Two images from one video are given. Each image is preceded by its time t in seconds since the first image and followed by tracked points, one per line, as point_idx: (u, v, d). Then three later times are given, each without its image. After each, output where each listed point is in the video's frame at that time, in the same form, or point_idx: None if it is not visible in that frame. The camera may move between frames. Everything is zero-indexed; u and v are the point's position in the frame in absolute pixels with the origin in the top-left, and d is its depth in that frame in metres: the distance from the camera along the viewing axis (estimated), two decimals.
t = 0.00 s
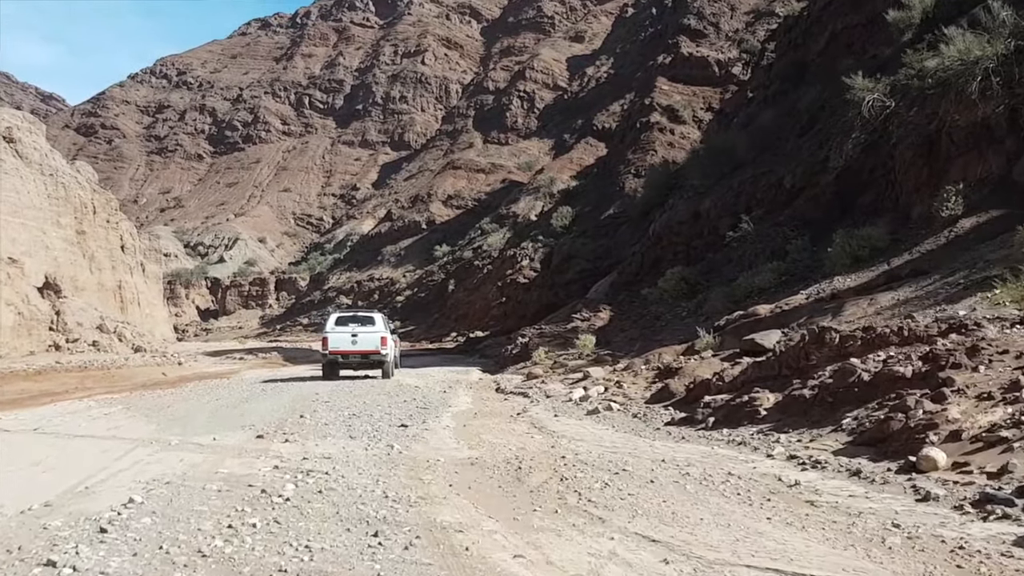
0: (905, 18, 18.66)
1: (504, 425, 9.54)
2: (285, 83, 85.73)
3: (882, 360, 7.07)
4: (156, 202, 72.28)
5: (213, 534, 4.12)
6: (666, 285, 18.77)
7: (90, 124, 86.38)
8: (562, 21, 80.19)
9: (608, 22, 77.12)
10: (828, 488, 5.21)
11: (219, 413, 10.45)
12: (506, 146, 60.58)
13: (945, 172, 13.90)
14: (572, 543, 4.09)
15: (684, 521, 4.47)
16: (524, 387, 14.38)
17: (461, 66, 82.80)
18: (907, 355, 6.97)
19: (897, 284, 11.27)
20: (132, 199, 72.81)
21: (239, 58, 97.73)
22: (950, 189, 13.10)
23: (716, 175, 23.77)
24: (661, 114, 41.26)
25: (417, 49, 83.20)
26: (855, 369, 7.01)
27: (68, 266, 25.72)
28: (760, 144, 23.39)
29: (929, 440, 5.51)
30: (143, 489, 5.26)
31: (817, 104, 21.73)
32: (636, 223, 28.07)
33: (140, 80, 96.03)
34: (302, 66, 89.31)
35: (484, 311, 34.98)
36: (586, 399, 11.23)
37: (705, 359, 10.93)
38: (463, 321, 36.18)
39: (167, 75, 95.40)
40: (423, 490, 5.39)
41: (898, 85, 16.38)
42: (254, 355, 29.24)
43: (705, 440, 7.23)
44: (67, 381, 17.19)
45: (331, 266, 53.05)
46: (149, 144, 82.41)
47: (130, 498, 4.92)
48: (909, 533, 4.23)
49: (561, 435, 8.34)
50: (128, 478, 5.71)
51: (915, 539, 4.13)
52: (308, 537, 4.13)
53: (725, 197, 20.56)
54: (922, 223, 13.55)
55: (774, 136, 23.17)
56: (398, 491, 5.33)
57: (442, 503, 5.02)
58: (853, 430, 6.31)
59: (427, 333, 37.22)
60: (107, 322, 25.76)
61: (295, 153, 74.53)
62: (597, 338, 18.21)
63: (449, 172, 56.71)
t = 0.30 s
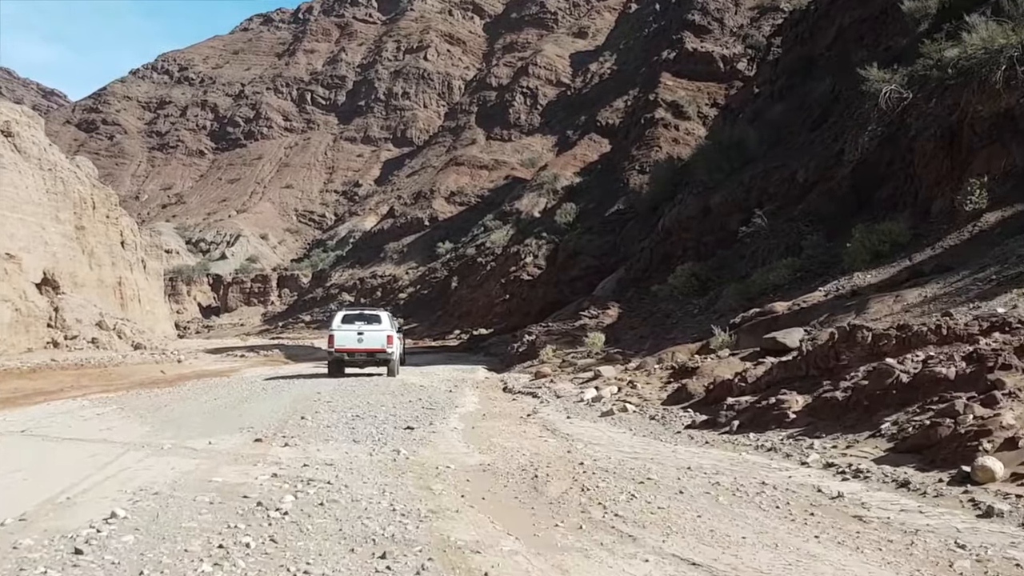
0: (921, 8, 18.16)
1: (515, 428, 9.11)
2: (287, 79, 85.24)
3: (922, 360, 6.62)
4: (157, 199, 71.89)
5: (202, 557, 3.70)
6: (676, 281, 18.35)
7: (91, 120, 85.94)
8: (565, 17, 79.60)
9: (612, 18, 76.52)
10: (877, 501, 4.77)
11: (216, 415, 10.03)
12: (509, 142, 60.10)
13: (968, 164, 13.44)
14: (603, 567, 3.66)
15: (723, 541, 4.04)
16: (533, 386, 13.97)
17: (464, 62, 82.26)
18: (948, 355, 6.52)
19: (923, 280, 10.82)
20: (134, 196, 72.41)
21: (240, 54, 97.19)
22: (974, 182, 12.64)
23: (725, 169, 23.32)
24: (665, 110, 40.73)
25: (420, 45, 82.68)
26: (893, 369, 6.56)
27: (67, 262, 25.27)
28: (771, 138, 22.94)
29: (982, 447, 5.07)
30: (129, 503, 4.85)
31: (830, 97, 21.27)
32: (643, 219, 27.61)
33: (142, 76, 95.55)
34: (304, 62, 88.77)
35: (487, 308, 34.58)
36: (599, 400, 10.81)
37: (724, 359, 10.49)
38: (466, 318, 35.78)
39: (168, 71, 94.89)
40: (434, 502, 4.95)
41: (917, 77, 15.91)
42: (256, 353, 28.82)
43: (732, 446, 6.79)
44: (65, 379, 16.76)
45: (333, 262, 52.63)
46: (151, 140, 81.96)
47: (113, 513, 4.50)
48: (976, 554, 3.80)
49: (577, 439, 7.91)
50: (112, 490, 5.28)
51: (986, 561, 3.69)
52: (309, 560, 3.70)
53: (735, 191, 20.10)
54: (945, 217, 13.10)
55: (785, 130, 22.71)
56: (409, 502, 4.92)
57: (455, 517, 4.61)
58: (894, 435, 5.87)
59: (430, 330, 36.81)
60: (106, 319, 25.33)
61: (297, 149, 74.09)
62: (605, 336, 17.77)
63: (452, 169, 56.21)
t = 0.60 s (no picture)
0: None
1: (523, 429, 8.66)
2: (288, 74, 84.70)
3: (966, 361, 6.16)
4: (158, 192, 71.49)
5: None
6: (685, 278, 17.92)
7: (92, 113, 85.44)
8: (568, 13, 78.97)
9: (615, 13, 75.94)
10: (935, 519, 4.32)
11: (211, 415, 9.59)
12: (511, 138, 59.62)
13: (992, 157, 12.96)
14: None
15: (772, 569, 3.59)
16: (540, 385, 13.55)
17: (466, 57, 81.69)
18: (993, 356, 6.08)
19: (949, 277, 10.35)
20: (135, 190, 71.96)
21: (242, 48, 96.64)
22: (999, 175, 12.18)
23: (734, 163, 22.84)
24: (669, 105, 40.17)
25: (422, 40, 82.13)
26: (935, 371, 6.08)
27: (65, 256, 24.81)
28: (781, 131, 22.47)
29: None
30: (106, 517, 4.40)
31: (844, 90, 20.80)
32: (649, 215, 27.14)
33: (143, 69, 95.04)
34: (306, 57, 88.21)
35: (489, 305, 34.14)
36: (610, 400, 10.37)
37: (742, 358, 10.03)
38: (467, 314, 35.33)
39: (170, 65, 94.40)
40: (442, 517, 4.51)
41: (936, 67, 15.45)
42: (256, 348, 28.36)
43: (759, 452, 6.33)
44: (59, 375, 16.35)
45: (334, 258, 52.17)
46: (152, 134, 81.49)
47: (86, 531, 4.05)
48: None
49: (593, 443, 7.46)
50: (91, 501, 4.83)
51: None
52: None
53: (746, 185, 19.61)
54: (969, 211, 12.63)
55: (796, 124, 22.22)
56: (416, 518, 4.48)
57: (468, 534, 4.17)
58: (942, 443, 5.41)
59: (431, 326, 36.38)
60: (104, 313, 24.88)
61: (298, 144, 73.58)
62: (613, 334, 17.34)
63: (454, 164, 55.73)
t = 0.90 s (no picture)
0: None
1: (530, 430, 8.22)
2: (287, 68, 84.09)
3: (1014, 360, 5.73)
4: (156, 187, 70.97)
5: None
6: (693, 274, 17.50)
7: (90, 107, 84.80)
8: (568, 8, 78.40)
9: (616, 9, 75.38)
10: (1002, 539, 3.87)
11: (202, 413, 9.15)
12: (511, 133, 59.13)
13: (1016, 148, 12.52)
14: None
15: None
16: (545, 383, 13.11)
17: (466, 52, 81.10)
18: None
19: (975, 272, 9.92)
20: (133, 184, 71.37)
21: (241, 42, 95.97)
22: None
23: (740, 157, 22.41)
24: (671, 101, 39.65)
25: (422, 35, 81.56)
26: (980, 373, 5.64)
27: (61, 250, 24.30)
28: (790, 125, 22.05)
29: None
30: (77, 533, 3.94)
31: (854, 83, 20.39)
32: (652, 210, 26.69)
33: (142, 63, 94.35)
34: (305, 51, 87.64)
35: (489, 301, 33.68)
36: (622, 399, 9.92)
37: (758, 357, 9.59)
38: (467, 310, 34.87)
39: (169, 59, 93.76)
40: (452, 534, 4.07)
41: (953, 58, 15.06)
42: (254, 344, 27.88)
43: (789, 458, 5.88)
44: (52, 371, 15.91)
45: (333, 253, 51.68)
46: (150, 129, 80.89)
47: (53, 551, 3.60)
48: None
49: (609, 446, 7.01)
50: (62, 513, 4.37)
51: None
52: None
53: (755, 179, 19.17)
54: (991, 204, 12.21)
55: (805, 117, 21.77)
56: (423, 535, 4.02)
57: (481, 555, 3.73)
58: (995, 450, 4.97)
59: (431, 322, 35.93)
60: (100, 308, 24.40)
61: (297, 138, 73.04)
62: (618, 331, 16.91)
63: (454, 160, 55.24)
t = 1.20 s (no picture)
0: None
1: (536, 431, 7.77)
2: (282, 62, 83.34)
3: None
4: (150, 181, 70.24)
5: None
6: (697, 267, 17.08)
7: (84, 100, 83.94)
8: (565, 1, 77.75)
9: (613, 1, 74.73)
10: None
11: (190, 413, 8.70)
12: (507, 127, 58.58)
13: None
14: None
15: None
16: (547, 379, 12.68)
17: (462, 46, 80.40)
18: None
19: (999, 264, 9.50)
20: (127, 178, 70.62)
21: (235, 35, 95.12)
22: None
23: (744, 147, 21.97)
24: (669, 94, 39.05)
25: (417, 28, 80.86)
26: None
27: (53, 245, 23.69)
28: (795, 115, 21.62)
29: None
30: (36, 555, 3.50)
31: (861, 71, 19.95)
32: (652, 202, 26.24)
33: (136, 57, 93.45)
34: (300, 44, 86.87)
35: (486, 296, 33.21)
36: (630, 397, 9.49)
37: (773, 353, 9.15)
38: (464, 305, 34.40)
39: (163, 52, 92.88)
40: (461, 555, 3.61)
41: (965, 44, 14.61)
42: (248, 339, 27.35)
43: (819, 463, 5.46)
44: (38, 368, 15.41)
45: (328, 248, 51.14)
46: (144, 122, 80.11)
47: None
48: None
49: (623, 448, 6.57)
50: (24, 530, 3.92)
51: None
52: None
53: (759, 170, 18.73)
54: (1010, 193, 11.80)
55: (809, 107, 21.33)
56: (425, 556, 3.58)
57: None
58: None
59: (427, 317, 35.46)
60: (92, 303, 23.85)
61: (292, 132, 72.36)
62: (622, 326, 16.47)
63: (450, 154, 54.71)
